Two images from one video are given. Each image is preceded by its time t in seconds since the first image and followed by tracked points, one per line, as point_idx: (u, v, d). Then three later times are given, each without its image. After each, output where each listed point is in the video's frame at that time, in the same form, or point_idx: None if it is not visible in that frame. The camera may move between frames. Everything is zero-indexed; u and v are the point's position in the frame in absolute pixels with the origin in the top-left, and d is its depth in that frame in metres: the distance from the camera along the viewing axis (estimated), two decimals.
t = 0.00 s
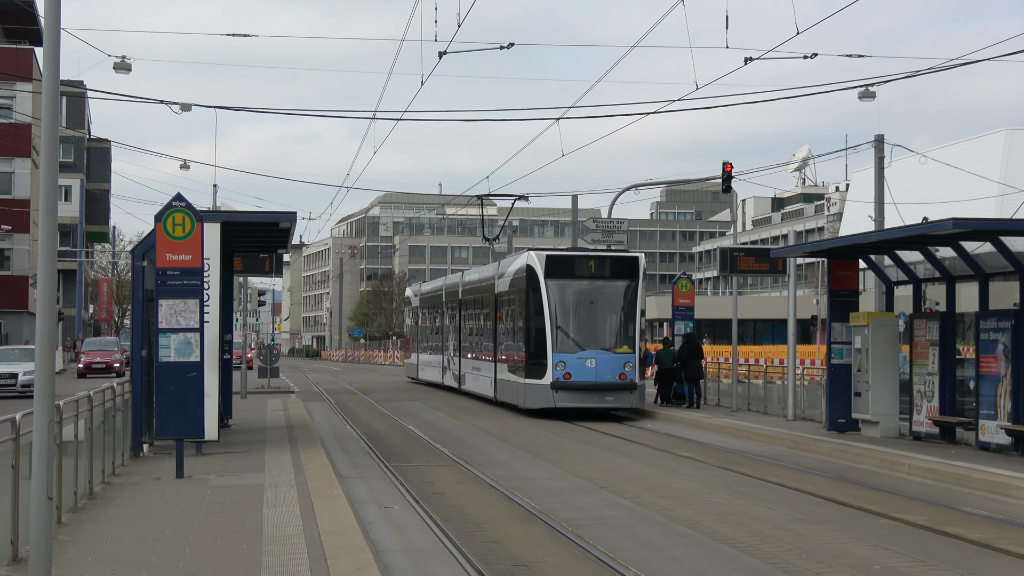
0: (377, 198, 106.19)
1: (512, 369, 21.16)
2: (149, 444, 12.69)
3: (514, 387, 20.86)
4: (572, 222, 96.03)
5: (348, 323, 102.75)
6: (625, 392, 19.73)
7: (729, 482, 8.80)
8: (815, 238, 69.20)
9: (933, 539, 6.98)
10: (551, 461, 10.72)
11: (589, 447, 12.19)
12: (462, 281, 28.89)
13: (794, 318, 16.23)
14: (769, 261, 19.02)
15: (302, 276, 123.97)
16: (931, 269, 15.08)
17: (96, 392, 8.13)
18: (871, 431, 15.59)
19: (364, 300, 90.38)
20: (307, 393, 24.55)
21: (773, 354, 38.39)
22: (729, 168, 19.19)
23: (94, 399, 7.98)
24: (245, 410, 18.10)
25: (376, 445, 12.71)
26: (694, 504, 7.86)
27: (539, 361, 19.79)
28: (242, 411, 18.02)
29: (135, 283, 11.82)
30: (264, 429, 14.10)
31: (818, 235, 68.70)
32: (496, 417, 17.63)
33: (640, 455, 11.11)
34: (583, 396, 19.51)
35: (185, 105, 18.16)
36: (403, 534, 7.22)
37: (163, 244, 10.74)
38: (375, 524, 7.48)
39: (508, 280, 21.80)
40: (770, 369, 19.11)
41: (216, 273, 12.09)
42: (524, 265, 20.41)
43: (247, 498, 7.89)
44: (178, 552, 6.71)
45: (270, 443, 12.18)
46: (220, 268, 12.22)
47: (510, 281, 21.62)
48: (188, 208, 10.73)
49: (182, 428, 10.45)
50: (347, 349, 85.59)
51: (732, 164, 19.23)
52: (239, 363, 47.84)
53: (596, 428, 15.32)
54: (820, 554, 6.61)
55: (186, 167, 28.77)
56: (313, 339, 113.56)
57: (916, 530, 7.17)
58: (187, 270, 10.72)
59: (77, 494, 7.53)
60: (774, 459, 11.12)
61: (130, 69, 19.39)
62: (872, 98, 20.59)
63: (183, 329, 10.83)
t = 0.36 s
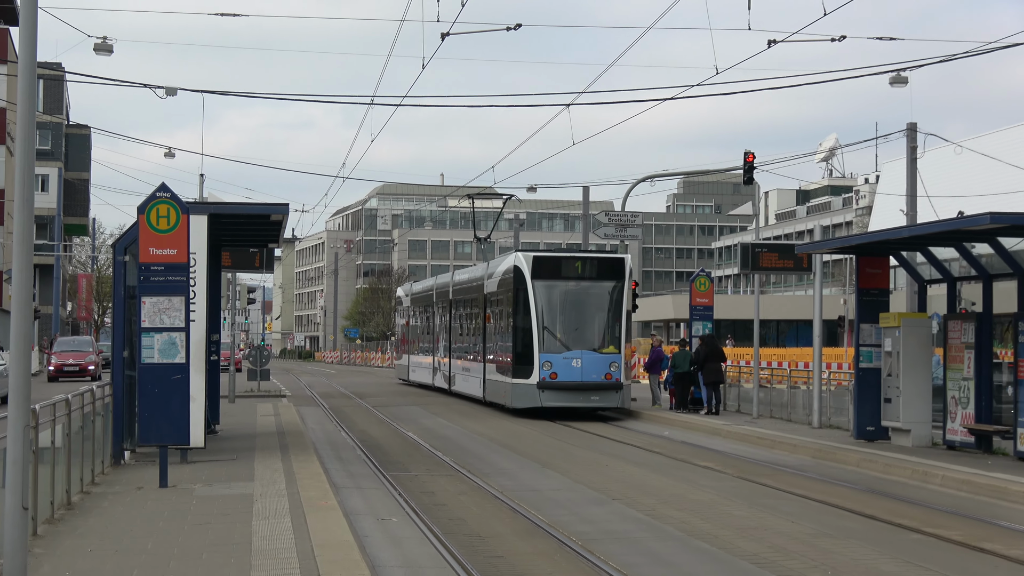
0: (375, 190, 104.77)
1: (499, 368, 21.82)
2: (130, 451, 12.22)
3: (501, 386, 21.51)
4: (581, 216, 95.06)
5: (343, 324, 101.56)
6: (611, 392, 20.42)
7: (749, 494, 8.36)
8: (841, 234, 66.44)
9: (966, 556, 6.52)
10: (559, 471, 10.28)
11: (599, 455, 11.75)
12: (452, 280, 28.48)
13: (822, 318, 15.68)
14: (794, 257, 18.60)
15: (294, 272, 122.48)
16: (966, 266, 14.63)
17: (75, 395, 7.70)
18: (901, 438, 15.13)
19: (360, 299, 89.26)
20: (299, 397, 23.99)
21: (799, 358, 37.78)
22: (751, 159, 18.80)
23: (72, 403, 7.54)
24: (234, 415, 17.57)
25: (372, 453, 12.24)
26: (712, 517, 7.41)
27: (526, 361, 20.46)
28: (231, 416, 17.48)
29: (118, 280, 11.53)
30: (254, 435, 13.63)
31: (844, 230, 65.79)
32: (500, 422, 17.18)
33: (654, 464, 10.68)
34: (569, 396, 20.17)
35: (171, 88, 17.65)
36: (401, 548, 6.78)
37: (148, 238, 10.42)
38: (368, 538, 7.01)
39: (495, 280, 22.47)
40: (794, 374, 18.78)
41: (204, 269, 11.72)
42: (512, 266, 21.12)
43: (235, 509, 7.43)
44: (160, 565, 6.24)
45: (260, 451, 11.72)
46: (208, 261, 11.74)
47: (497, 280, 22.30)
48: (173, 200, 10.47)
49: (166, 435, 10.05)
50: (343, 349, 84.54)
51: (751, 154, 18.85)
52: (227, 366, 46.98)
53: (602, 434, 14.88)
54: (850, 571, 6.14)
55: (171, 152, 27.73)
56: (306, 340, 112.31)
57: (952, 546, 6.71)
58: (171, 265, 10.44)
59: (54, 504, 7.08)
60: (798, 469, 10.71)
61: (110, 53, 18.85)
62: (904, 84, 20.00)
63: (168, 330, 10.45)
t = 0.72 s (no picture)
0: (373, 183, 103.83)
1: (487, 370, 22.33)
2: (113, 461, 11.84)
3: (489, 388, 22.00)
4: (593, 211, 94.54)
5: (340, 325, 100.71)
6: (598, 393, 20.88)
7: (773, 507, 7.95)
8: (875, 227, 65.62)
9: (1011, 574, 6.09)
10: (570, 482, 9.89)
11: (612, 466, 11.37)
12: (443, 283, 28.07)
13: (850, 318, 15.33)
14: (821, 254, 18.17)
15: (287, 272, 121.50)
16: (1005, 264, 14.14)
17: (53, 403, 7.26)
18: (936, 447, 14.72)
19: (359, 299, 88.56)
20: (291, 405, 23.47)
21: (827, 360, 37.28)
22: (774, 149, 18.31)
23: (51, 411, 7.14)
24: (224, 423, 17.11)
25: (370, 463, 11.83)
26: (735, 532, 7.00)
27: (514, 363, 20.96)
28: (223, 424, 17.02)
29: (99, 280, 11.13)
30: (246, 445, 13.19)
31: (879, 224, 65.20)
32: (505, 430, 16.79)
33: (669, 475, 10.29)
34: (556, 397, 20.65)
35: (154, 75, 17.21)
36: (403, 566, 6.35)
37: (131, 234, 10.02)
38: (369, 555, 6.58)
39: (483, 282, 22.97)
40: (822, 379, 18.04)
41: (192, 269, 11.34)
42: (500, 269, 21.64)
43: (226, 525, 7.00)
44: None
45: (251, 461, 11.33)
46: (195, 261, 11.38)
47: (485, 283, 22.82)
48: (158, 195, 10.07)
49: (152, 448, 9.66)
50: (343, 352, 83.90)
51: (777, 145, 18.37)
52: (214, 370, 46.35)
53: (611, 442, 14.48)
54: None
55: (155, 141, 27.37)
56: (301, 343, 111.51)
57: (992, 560, 6.33)
58: (156, 264, 10.06)
59: (31, 518, 6.66)
60: (825, 480, 10.34)
61: (91, 37, 18.36)
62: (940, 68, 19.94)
63: (152, 335, 10.07)
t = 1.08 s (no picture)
0: (369, 177, 103.07)
1: (472, 373, 22.91)
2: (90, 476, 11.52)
3: (474, 391, 22.57)
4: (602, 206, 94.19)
5: (333, 330, 100.13)
6: (583, 396, 21.47)
7: (797, 524, 7.59)
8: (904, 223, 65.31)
9: None
10: (579, 496, 9.53)
11: (626, 480, 11.03)
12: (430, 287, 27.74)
13: (879, 320, 15.04)
14: (848, 252, 17.82)
15: (277, 270, 120.72)
16: None
17: (27, 412, 6.90)
18: (971, 458, 14.39)
19: (354, 301, 88.16)
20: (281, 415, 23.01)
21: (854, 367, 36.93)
22: (797, 140, 17.94)
23: (25, 421, 6.78)
24: (212, 434, 16.66)
25: (366, 477, 11.41)
26: (757, 550, 6.63)
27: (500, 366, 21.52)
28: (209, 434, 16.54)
29: (77, 280, 10.85)
30: (232, 457, 12.77)
31: (907, 219, 64.81)
32: (509, 440, 16.43)
33: (686, 490, 9.96)
34: (542, 400, 21.26)
35: (134, 62, 16.87)
36: None
37: (110, 233, 9.82)
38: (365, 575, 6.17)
39: (468, 285, 23.46)
40: (849, 387, 17.79)
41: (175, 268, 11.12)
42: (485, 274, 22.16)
43: (211, 542, 6.59)
44: None
45: (239, 475, 10.95)
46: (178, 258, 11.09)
47: (470, 286, 23.33)
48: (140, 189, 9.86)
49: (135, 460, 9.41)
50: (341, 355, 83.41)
51: (798, 135, 18.05)
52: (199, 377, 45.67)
53: (624, 454, 14.17)
54: None
55: (136, 133, 26.96)
56: (290, 347, 110.99)
57: None
58: (137, 263, 9.88)
59: (4, 536, 6.28)
60: (854, 494, 10.08)
61: (68, 22, 17.93)
62: (973, 54, 19.57)
63: (133, 339, 9.88)
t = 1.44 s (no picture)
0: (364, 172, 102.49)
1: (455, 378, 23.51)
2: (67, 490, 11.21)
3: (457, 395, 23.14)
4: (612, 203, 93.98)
5: (325, 334, 99.47)
6: (565, 401, 22.03)
7: (820, 544, 7.37)
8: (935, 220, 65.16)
9: None
10: (587, 512, 9.24)
11: (639, 494, 10.75)
12: (416, 292, 28.04)
13: (912, 323, 14.66)
14: (874, 251, 17.48)
15: (266, 270, 119.74)
16: None
17: None
18: (1006, 469, 14.00)
19: (348, 303, 87.63)
20: (269, 424, 22.62)
21: (882, 374, 36.54)
22: (821, 132, 17.58)
23: None
24: (196, 444, 16.30)
25: (361, 491, 11.03)
26: (777, 569, 6.40)
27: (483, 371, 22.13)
28: (194, 446, 16.08)
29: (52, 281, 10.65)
30: (218, 470, 12.42)
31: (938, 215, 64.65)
32: (512, 452, 16.08)
33: (704, 505, 9.73)
34: (525, 405, 21.86)
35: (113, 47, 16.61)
36: None
37: (87, 229, 9.61)
38: None
39: (452, 291, 24.18)
40: (876, 395, 17.45)
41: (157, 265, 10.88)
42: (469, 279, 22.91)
43: (195, 560, 6.23)
44: None
45: (224, 488, 10.65)
46: (160, 257, 10.81)
47: (453, 292, 24.05)
48: (117, 182, 9.61)
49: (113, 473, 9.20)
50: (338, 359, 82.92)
51: (823, 126, 17.74)
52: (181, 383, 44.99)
53: (635, 467, 13.87)
54: None
55: (114, 123, 26.47)
56: (280, 352, 110.37)
57: None
58: (116, 262, 9.67)
59: None
60: (880, 510, 9.93)
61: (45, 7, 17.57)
62: (1009, 38, 19.14)
63: (111, 344, 9.69)
